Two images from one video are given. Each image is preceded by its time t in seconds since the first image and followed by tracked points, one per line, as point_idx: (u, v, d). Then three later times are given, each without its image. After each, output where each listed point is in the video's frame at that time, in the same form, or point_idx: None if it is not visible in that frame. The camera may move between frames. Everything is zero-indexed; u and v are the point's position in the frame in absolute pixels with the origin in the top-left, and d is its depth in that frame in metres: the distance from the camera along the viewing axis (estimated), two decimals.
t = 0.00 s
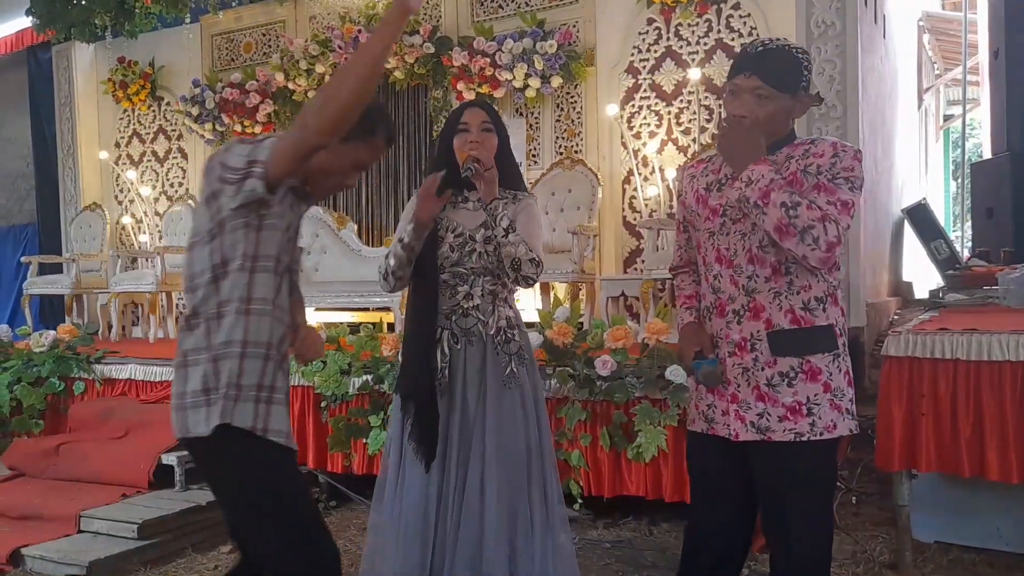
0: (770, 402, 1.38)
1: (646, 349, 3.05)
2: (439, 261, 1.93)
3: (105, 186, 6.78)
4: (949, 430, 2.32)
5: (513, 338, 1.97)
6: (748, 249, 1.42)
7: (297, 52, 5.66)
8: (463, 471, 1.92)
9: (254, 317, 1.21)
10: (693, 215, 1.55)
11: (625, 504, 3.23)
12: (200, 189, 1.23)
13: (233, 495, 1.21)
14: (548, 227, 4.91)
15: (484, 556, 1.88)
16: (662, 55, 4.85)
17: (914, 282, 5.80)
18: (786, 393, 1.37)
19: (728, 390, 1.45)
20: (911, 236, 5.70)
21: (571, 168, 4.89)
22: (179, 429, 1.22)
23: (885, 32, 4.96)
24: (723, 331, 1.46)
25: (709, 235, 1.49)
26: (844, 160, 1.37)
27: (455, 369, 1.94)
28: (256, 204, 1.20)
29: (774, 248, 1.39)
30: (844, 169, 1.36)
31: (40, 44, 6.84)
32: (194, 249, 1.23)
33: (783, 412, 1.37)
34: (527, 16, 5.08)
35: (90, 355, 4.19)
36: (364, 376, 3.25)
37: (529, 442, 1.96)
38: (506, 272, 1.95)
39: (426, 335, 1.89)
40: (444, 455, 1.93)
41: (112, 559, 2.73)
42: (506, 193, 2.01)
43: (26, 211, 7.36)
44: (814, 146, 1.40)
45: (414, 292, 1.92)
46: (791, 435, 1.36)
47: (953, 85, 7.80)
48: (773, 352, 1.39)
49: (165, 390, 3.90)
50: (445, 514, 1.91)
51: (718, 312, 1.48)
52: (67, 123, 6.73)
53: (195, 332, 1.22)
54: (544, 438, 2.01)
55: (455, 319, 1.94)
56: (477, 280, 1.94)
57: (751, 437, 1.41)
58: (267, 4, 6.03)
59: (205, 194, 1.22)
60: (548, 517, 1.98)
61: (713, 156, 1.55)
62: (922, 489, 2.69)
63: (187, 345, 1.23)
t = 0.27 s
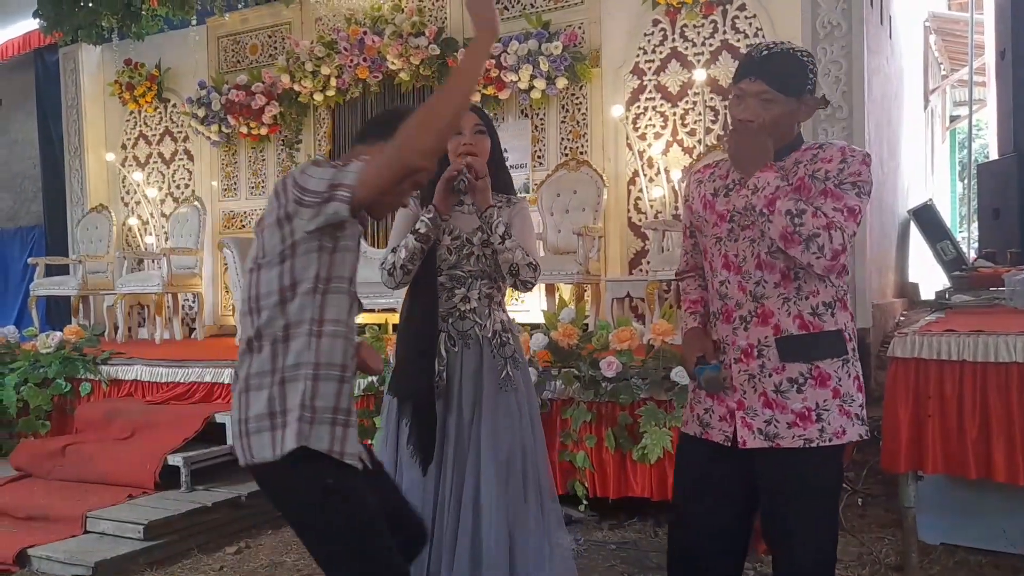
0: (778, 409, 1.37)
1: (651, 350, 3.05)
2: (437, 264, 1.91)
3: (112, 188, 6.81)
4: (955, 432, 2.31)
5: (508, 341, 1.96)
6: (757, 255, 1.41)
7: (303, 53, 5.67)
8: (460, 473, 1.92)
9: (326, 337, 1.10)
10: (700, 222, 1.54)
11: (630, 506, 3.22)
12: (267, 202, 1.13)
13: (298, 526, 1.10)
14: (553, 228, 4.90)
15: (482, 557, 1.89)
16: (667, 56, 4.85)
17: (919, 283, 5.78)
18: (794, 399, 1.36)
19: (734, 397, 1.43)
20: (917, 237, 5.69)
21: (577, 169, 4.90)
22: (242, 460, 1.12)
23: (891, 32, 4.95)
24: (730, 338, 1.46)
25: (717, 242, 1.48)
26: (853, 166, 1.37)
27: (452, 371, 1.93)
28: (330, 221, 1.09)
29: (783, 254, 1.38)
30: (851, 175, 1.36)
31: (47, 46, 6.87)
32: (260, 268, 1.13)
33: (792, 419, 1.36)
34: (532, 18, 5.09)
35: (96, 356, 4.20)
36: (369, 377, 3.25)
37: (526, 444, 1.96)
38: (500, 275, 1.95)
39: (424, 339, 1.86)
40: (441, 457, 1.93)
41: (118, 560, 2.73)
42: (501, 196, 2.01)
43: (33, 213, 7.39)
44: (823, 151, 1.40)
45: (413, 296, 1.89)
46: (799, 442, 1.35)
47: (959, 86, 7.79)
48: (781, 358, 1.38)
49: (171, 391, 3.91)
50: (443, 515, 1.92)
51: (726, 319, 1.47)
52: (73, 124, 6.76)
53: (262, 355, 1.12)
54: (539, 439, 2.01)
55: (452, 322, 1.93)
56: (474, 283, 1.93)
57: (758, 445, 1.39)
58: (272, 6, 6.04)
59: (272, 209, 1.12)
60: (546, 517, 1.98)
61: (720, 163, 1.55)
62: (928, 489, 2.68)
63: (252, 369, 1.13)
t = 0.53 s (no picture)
0: (779, 401, 1.37)
1: (650, 350, 3.05)
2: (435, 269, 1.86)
3: (111, 189, 6.80)
4: (954, 432, 2.31)
5: (506, 343, 1.95)
6: (760, 247, 1.41)
7: (302, 54, 5.66)
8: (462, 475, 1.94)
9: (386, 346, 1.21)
10: (701, 215, 1.54)
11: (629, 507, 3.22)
12: (317, 217, 1.19)
13: (364, 528, 1.20)
14: (553, 230, 4.90)
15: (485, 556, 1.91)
16: (667, 57, 4.85)
17: (919, 284, 5.78)
18: (796, 392, 1.36)
19: (734, 390, 1.43)
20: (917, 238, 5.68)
21: (576, 171, 4.90)
22: (301, 471, 1.19)
23: (890, 33, 4.95)
24: (731, 330, 1.45)
25: (718, 234, 1.47)
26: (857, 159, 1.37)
27: (453, 375, 1.93)
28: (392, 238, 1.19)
29: (787, 246, 1.38)
30: (858, 167, 1.35)
31: (47, 47, 6.87)
32: (313, 282, 1.19)
33: (793, 411, 1.36)
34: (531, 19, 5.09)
35: (95, 358, 4.20)
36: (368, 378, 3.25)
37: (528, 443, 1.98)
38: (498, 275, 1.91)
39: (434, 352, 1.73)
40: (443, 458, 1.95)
41: (117, 561, 2.73)
42: (493, 195, 1.97)
43: (32, 214, 7.39)
44: (828, 144, 1.40)
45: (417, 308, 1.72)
46: (800, 434, 1.35)
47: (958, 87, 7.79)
48: (783, 351, 1.38)
49: (170, 392, 3.90)
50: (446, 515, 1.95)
51: (727, 312, 1.46)
52: (73, 125, 6.75)
53: (319, 368, 1.19)
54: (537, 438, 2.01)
55: (452, 326, 1.91)
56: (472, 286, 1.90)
57: (758, 437, 1.39)
58: (272, 7, 6.05)
59: (327, 224, 1.18)
60: (547, 515, 2.00)
61: (721, 156, 1.55)
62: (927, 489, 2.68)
63: (309, 383, 1.19)
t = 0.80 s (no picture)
0: (784, 409, 1.38)
1: (650, 350, 3.05)
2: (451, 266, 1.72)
3: (111, 188, 6.81)
4: (951, 431, 2.32)
5: (517, 340, 1.87)
6: (763, 254, 1.42)
7: (301, 54, 5.66)
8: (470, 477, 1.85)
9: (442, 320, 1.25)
10: (699, 217, 1.53)
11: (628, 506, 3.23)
12: (376, 192, 1.21)
13: (422, 503, 1.21)
14: (552, 230, 4.91)
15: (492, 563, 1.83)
16: (666, 57, 4.85)
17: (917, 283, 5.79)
18: (800, 399, 1.37)
19: (737, 397, 1.43)
20: (916, 237, 5.69)
21: (575, 171, 4.91)
22: (363, 448, 1.20)
23: (890, 33, 4.95)
24: (732, 336, 1.45)
25: (718, 238, 1.47)
26: (859, 168, 1.38)
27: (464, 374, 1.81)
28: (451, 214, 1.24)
29: (792, 253, 1.39)
30: (860, 177, 1.37)
31: (47, 47, 6.88)
32: (373, 256, 1.21)
33: (798, 419, 1.37)
34: (531, 19, 5.09)
35: (95, 357, 4.21)
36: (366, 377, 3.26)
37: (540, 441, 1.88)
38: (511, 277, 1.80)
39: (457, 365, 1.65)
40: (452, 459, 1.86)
41: (116, 560, 2.74)
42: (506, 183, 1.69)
43: (32, 214, 7.40)
44: (830, 151, 1.41)
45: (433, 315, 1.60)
46: (805, 442, 1.36)
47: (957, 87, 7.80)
48: (787, 358, 1.39)
49: (170, 392, 3.91)
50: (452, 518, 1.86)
51: (726, 317, 1.47)
52: (73, 125, 6.76)
53: (379, 343, 1.22)
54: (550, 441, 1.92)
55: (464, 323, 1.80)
56: (484, 284, 1.77)
57: (763, 445, 1.40)
58: (271, 6, 6.05)
59: (388, 199, 1.20)
60: (558, 516, 1.90)
61: (718, 157, 1.55)
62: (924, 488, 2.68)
63: (369, 358, 1.22)
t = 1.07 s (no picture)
0: (794, 418, 1.37)
1: (647, 351, 3.06)
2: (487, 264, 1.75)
3: (109, 189, 6.80)
4: (950, 432, 2.32)
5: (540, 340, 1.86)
6: (770, 263, 1.41)
7: (299, 55, 5.66)
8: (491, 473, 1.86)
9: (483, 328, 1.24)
10: (699, 223, 1.52)
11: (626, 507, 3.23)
12: (419, 198, 1.17)
13: (467, 512, 1.22)
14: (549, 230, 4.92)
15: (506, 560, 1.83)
16: (664, 58, 4.85)
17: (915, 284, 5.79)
18: (811, 408, 1.37)
19: (745, 407, 1.42)
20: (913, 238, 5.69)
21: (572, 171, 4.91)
22: (414, 461, 1.19)
23: (887, 34, 4.96)
24: (738, 347, 1.44)
25: (722, 247, 1.46)
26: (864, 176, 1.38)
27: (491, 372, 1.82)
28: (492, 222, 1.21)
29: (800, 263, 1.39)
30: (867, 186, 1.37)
31: (45, 47, 6.87)
32: (417, 264, 1.19)
33: (809, 427, 1.36)
34: (528, 20, 5.10)
35: (93, 358, 4.20)
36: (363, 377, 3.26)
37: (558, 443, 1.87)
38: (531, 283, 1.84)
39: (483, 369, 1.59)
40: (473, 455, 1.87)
41: (113, 561, 2.73)
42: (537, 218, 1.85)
43: (29, 214, 7.39)
44: (834, 158, 1.41)
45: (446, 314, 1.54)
46: (816, 450, 1.36)
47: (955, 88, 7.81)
48: (797, 367, 1.38)
49: (167, 392, 3.90)
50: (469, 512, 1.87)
51: (731, 327, 1.45)
52: (70, 126, 6.76)
53: (423, 353, 1.20)
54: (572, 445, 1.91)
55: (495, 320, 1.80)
56: (511, 285, 1.77)
57: (773, 455, 1.39)
58: (269, 7, 6.05)
59: (432, 206, 1.17)
60: (569, 516, 1.90)
61: (716, 162, 1.54)
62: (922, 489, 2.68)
63: (415, 369, 1.20)
